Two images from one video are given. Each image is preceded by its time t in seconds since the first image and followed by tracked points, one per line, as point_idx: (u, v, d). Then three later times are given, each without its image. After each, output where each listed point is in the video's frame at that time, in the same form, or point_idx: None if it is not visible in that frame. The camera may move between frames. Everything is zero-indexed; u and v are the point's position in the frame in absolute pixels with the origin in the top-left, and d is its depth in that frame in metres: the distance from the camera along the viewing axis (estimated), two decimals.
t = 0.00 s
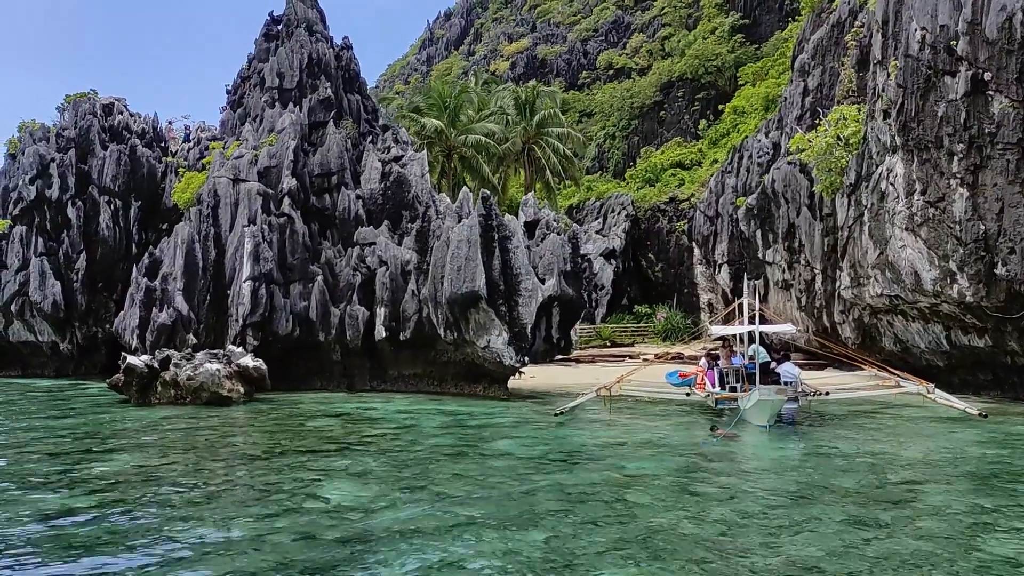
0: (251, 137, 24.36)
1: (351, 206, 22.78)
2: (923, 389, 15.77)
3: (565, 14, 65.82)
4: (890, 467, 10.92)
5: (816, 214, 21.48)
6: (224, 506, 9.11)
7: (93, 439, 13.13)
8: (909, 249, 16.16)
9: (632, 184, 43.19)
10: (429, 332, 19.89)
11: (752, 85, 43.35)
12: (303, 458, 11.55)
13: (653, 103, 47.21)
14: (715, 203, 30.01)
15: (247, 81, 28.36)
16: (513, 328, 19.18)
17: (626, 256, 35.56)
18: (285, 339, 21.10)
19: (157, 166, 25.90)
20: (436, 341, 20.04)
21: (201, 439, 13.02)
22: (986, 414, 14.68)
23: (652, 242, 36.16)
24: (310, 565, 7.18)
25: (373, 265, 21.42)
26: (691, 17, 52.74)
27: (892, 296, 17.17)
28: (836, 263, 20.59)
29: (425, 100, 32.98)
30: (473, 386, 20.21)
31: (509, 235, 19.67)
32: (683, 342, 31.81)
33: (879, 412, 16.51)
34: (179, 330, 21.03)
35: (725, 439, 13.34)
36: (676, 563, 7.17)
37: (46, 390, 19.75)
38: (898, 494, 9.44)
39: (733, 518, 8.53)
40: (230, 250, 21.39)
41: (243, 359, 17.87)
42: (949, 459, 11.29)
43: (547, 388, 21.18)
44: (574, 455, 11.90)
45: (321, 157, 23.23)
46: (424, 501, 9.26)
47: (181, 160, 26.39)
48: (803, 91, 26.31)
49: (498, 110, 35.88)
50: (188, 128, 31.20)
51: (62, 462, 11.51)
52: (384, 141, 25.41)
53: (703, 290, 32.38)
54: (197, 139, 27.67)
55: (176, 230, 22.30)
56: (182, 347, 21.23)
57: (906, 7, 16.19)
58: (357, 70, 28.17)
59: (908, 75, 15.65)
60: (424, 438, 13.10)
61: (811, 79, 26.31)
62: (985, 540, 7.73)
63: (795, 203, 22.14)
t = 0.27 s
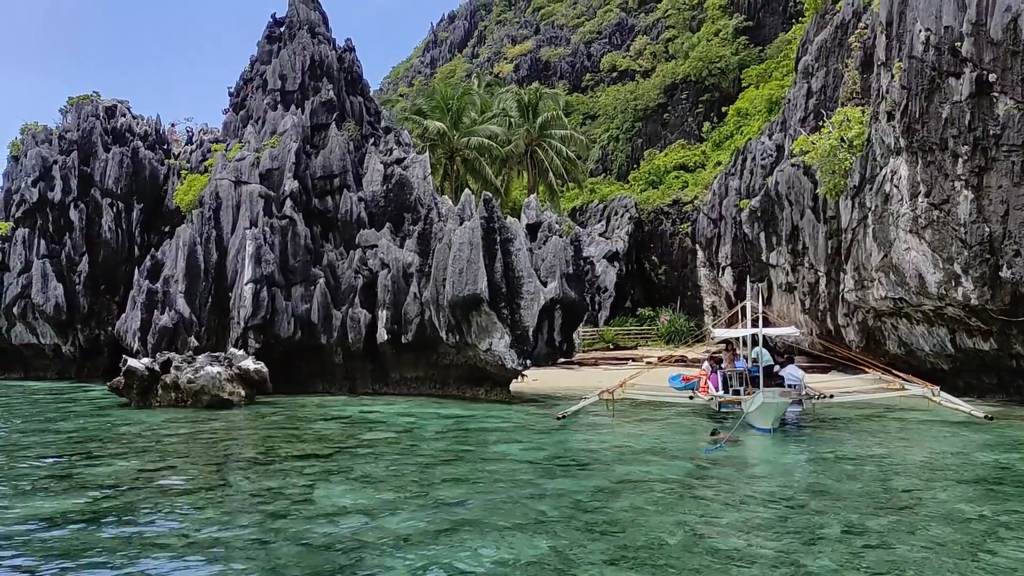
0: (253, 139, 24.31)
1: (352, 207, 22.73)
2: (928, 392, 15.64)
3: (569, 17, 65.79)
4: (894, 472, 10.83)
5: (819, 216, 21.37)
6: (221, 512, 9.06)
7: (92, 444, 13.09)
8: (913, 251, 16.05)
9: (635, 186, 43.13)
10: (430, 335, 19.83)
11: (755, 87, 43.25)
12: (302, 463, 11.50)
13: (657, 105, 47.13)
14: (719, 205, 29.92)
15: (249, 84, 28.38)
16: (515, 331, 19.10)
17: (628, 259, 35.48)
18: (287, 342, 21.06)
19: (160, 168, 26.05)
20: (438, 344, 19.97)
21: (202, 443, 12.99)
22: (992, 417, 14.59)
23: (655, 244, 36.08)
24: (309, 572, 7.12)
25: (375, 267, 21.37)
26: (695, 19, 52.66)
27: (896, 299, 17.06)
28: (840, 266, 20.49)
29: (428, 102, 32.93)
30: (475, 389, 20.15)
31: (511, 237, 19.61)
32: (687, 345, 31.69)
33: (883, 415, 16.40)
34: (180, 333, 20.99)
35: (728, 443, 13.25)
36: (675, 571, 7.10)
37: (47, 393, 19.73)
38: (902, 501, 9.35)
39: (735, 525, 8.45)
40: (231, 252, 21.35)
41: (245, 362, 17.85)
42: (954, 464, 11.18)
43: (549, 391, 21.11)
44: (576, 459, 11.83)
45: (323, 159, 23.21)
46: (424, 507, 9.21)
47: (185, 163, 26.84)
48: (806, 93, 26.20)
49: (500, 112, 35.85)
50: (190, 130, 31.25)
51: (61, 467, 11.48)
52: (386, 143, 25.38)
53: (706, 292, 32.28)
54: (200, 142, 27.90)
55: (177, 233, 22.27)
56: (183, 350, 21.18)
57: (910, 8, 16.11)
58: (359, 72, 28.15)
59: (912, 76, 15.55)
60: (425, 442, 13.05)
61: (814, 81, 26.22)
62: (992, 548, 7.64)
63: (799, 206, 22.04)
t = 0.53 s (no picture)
0: (254, 141, 24.25)
1: (354, 209, 22.68)
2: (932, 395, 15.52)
3: (573, 18, 65.69)
4: (897, 475, 10.73)
5: (823, 217, 21.25)
6: (216, 516, 9.00)
7: (90, 446, 13.07)
8: (917, 253, 15.93)
9: (639, 187, 43.02)
10: (432, 337, 19.75)
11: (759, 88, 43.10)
12: (301, 466, 11.45)
13: (660, 106, 47.01)
14: (722, 206, 29.79)
15: (251, 85, 28.39)
16: (516, 333, 19.01)
17: (631, 260, 35.39)
18: (288, 343, 21.00)
19: (161, 169, 26.29)
20: (439, 346, 19.90)
21: (200, 445, 12.95)
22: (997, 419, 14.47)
23: (658, 245, 35.98)
24: None
25: (377, 269, 21.31)
26: (699, 20, 52.53)
27: (900, 300, 16.94)
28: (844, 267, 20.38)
29: (430, 104, 32.86)
30: (477, 391, 20.07)
31: (513, 238, 19.54)
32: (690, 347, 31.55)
33: (887, 418, 16.28)
34: (181, 334, 20.95)
35: (730, 446, 13.16)
36: None
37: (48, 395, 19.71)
38: (904, 505, 9.25)
39: (735, 529, 8.36)
40: (233, 254, 21.32)
41: (245, 364, 17.81)
42: (958, 467, 11.06)
43: (551, 393, 21.02)
44: (576, 463, 11.74)
45: (325, 160, 23.17)
46: (422, 511, 9.14)
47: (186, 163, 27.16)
48: (810, 93, 26.08)
49: (503, 113, 35.78)
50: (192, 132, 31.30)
51: (59, 469, 11.46)
52: (387, 144, 25.34)
53: (710, 294, 32.15)
54: (201, 143, 28.09)
55: (178, 234, 22.25)
56: (184, 351, 21.14)
57: (914, 8, 16.02)
58: (361, 73, 28.11)
59: (916, 77, 15.43)
60: (425, 444, 12.98)
61: (818, 81, 26.09)
62: (996, 554, 7.53)
63: (802, 207, 21.92)
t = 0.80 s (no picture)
0: (254, 140, 24.16)
1: (354, 208, 22.62)
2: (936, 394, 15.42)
3: (575, 17, 65.57)
4: (900, 477, 10.63)
5: (825, 216, 21.14)
6: (211, 518, 8.93)
7: (87, 447, 13.02)
8: (920, 252, 15.81)
9: (641, 186, 42.93)
10: (432, 336, 19.68)
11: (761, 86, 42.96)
12: (298, 467, 11.39)
13: (662, 105, 46.89)
14: (724, 205, 29.68)
15: (252, 84, 28.35)
16: (517, 333, 18.91)
17: (633, 259, 35.28)
18: (288, 343, 20.94)
19: (161, 169, 26.23)
20: (440, 345, 19.83)
21: (198, 446, 12.90)
22: (1001, 419, 14.37)
23: (660, 244, 35.87)
24: None
25: (377, 268, 21.23)
26: (701, 19, 52.40)
27: (903, 300, 16.83)
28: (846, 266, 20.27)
29: (431, 103, 32.77)
30: (477, 391, 19.99)
31: (513, 238, 19.47)
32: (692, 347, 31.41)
33: (890, 418, 16.18)
34: (181, 334, 20.89)
35: (731, 447, 13.07)
36: None
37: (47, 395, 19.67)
38: (906, 508, 9.15)
39: (735, 533, 8.28)
40: (232, 253, 21.26)
41: (245, 364, 17.76)
42: (961, 468, 10.96)
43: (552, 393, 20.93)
44: (575, 464, 11.66)
45: (325, 159, 23.12)
46: (419, 514, 9.06)
47: (185, 163, 26.85)
48: (812, 91, 25.95)
49: (504, 112, 35.68)
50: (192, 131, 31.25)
51: (55, 471, 11.41)
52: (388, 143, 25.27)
53: (712, 293, 32.04)
54: (202, 142, 27.96)
55: (178, 234, 22.19)
56: (183, 351, 21.08)
57: (917, 5, 15.92)
58: (362, 72, 28.03)
59: (919, 74, 15.30)
60: (424, 445, 12.90)
61: (820, 79, 25.96)
62: (1000, 558, 7.43)
63: (805, 205, 21.81)
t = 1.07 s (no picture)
0: (254, 140, 24.11)
1: (354, 208, 22.57)
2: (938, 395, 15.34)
3: (577, 17, 65.48)
4: (901, 479, 10.55)
5: (827, 216, 21.04)
6: (204, 520, 8.85)
7: (85, 448, 13.00)
8: (923, 252, 15.69)
9: (643, 186, 42.85)
10: (432, 337, 19.62)
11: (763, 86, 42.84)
12: (295, 468, 11.34)
13: (665, 105, 46.79)
14: (726, 205, 29.59)
15: (252, 84, 28.31)
16: (517, 333, 18.83)
17: (635, 259, 35.19)
18: (288, 344, 20.89)
19: (161, 168, 26.25)
20: (440, 346, 19.76)
21: (196, 447, 12.86)
22: (1004, 420, 14.29)
23: (662, 244, 35.78)
24: None
25: (377, 268, 21.16)
26: (703, 19, 52.27)
27: (905, 300, 16.72)
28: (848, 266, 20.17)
29: (432, 102, 32.71)
30: (477, 392, 19.89)
31: (513, 238, 19.40)
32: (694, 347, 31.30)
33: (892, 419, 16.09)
34: (180, 335, 20.83)
35: (732, 448, 12.99)
36: None
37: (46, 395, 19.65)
38: (906, 510, 9.08)
39: (733, 535, 8.21)
40: (232, 253, 21.20)
41: (244, 364, 17.72)
42: (963, 470, 10.85)
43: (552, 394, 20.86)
44: (574, 466, 11.59)
45: (325, 159, 23.07)
46: (416, 515, 9.00)
47: (185, 163, 26.71)
48: (814, 91, 25.85)
49: (505, 111, 35.60)
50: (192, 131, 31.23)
51: (51, 472, 11.37)
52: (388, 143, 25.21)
53: (714, 293, 31.95)
54: (202, 142, 27.90)
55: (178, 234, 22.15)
56: (183, 352, 21.02)
57: (919, 4, 15.83)
58: (362, 71, 27.97)
59: (921, 73, 15.22)
60: (422, 447, 12.84)
61: (823, 79, 25.86)
62: (1001, 561, 7.35)
63: (807, 205, 21.71)
